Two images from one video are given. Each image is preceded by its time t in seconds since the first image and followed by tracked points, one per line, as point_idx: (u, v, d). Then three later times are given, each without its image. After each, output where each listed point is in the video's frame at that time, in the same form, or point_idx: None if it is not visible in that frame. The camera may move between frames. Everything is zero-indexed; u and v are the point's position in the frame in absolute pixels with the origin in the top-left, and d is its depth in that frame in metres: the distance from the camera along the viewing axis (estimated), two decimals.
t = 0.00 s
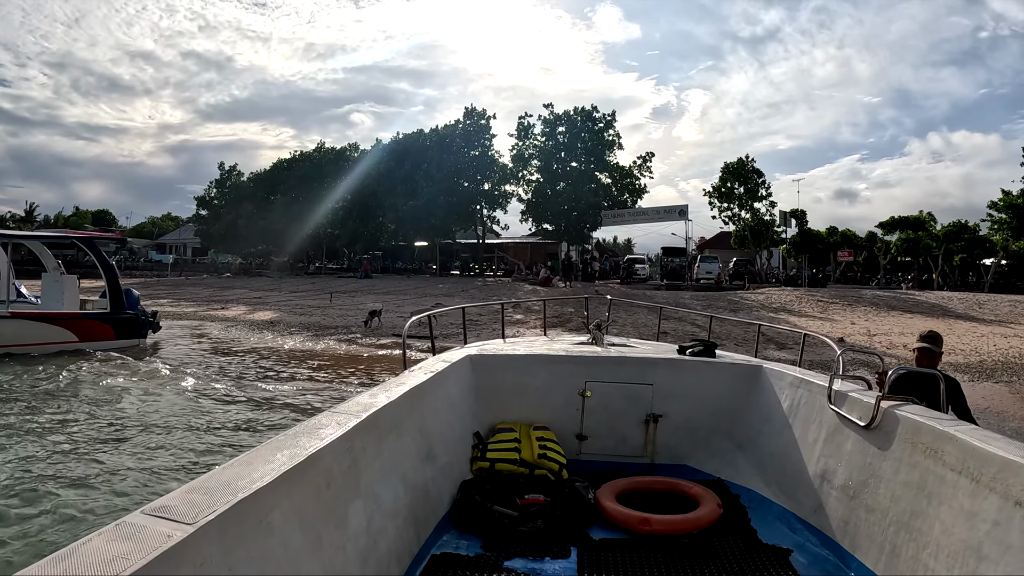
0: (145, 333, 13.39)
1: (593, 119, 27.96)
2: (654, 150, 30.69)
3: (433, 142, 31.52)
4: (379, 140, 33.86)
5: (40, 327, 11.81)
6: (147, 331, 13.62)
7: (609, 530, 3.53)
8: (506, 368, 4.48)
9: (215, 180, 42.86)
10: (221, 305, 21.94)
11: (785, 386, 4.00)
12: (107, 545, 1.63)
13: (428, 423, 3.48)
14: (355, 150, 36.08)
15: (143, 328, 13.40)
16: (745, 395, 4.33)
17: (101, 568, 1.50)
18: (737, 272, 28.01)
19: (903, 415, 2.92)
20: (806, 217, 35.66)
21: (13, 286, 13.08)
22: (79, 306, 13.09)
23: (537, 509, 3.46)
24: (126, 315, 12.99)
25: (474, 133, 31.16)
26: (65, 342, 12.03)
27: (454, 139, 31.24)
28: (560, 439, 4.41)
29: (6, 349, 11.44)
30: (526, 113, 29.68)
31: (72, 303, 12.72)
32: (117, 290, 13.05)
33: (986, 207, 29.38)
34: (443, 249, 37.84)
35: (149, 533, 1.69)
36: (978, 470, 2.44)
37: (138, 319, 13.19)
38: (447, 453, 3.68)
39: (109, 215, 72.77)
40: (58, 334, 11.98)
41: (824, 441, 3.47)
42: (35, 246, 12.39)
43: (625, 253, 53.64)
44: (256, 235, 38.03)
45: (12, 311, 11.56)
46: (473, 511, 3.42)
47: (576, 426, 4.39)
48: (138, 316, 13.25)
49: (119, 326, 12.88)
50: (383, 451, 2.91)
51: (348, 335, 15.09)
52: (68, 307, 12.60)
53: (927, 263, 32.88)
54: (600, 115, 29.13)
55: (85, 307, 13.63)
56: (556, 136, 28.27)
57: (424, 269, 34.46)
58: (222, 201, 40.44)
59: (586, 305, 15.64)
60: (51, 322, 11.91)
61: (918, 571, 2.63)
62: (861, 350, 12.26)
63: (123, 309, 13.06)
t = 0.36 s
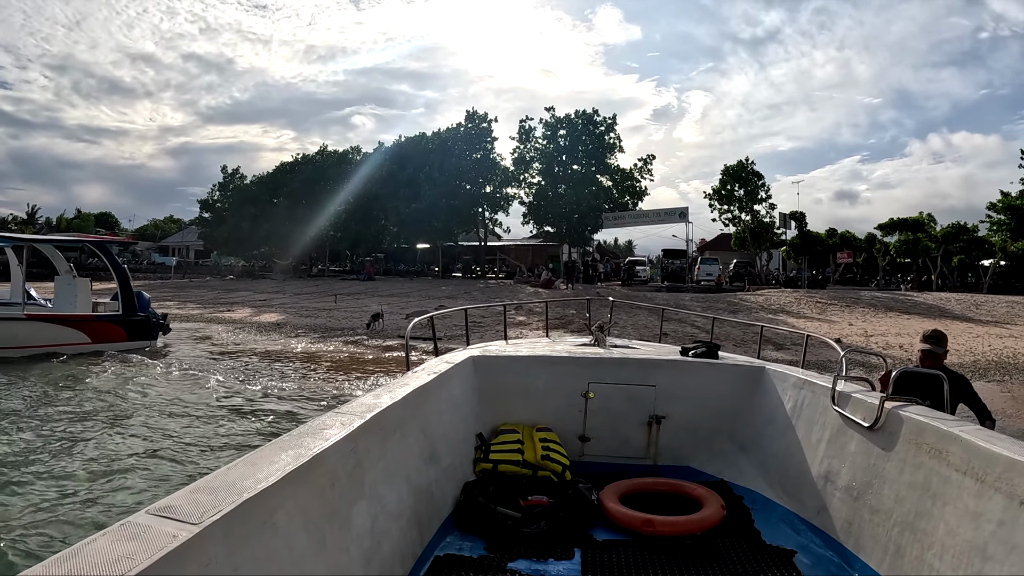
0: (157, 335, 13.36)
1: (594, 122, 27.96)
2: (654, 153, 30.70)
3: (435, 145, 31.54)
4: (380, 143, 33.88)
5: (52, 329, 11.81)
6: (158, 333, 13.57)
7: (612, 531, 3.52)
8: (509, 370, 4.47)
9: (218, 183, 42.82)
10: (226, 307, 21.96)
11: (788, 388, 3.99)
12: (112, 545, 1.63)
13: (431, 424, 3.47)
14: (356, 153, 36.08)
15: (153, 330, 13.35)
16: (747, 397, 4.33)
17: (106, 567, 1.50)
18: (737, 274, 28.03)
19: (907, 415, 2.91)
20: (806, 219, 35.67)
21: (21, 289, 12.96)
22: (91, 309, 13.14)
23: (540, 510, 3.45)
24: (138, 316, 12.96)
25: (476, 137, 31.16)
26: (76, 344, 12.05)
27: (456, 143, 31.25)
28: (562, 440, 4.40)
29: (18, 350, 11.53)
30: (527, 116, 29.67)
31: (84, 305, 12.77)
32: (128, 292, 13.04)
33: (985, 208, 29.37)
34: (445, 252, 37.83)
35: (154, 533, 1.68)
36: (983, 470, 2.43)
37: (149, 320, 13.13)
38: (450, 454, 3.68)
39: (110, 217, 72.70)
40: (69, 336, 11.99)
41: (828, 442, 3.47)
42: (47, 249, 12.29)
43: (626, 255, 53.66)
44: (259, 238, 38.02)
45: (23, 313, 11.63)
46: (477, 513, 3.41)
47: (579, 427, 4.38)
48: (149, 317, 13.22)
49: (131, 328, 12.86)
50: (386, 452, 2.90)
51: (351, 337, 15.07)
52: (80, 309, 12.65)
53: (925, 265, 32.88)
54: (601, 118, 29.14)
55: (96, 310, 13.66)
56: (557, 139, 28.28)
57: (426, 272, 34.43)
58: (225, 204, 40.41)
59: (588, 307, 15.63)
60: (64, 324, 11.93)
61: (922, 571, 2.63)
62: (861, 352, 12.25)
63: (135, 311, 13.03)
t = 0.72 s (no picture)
0: (169, 335, 13.52)
1: (597, 123, 27.96)
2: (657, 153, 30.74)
3: (439, 146, 31.54)
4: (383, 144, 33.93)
5: (68, 330, 11.99)
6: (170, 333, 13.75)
7: (614, 530, 3.51)
8: (512, 369, 4.46)
9: (224, 185, 42.86)
10: (233, 308, 22.00)
11: (791, 387, 3.97)
12: (116, 542, 1.62)
13: (434, 423, 3.46)
14: (360, 154, 36.12)
15: (166, 330, 13.52)
16: (750, 396, 4.31)
17: (109, 564, 1.49)
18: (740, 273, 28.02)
19: (908, 414, 2.89)
20: (807, 218, 35.62)
21: (34, 289, 13.03)
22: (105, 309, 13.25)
23: (542, 509, 3.44)
24: (151, 318, 13.14)
25: (480, 138, 31.15)
26: (92, 345, 12.25)
27: (461, 144, 31.28)
28: (565, 439, 4.39)
29: (34, 351, 11.71)
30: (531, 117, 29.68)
31: (98, 306, 12.91)
32: (142, 293, 13.22)
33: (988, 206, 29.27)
34: (450, 253, 37.85)
35: (158, 530, 1.68)
36: (984, 470, 2.42)
37: (162, 321, 13.31)
38: (452, 454, 3.66)
39: (116, 219, 72.89)
40: (83, 337, 12.18)
41: (830, 442, 3.44)
42: (61, 252, 12.22)
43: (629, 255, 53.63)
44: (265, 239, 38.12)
45: (40, 315, 11.76)
46: (479, 511, 3.40)
47: (581, 426, 4.38)
48: (162, 318, 13.38)
49: (144, 329, 13.05)
50: (389, 451, 2.90)
51: (355, 337, 15.08)
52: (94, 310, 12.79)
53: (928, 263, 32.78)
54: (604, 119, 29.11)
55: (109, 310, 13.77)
56: (561, 140, 28.29)
57: (430, 272, 34.43)
58: (231, 205, 40.46)
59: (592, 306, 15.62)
60: (80, 325, 12.11)
61: (923, 571, 2.61)
62: (864, 350, 12.20)
63: (147, 312, 13.22)
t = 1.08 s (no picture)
0: (182, 334, 13.55)
1: (600, 122, 27.98)
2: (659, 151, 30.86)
3: (444, 146, 31.58)
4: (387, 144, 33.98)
5: (83, 329, 12.10)
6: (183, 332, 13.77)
7: (620, 526, 3.51)
8: (519, 366, 4.47)
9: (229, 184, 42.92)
10: (242, 306, 22.02)
11: (796, 385, 3.96)
12: (129, 535, 1.62)
13: (441, 419, 3.46)
14: (364, 153, 36.15)
15: (179, 328, 13.57)
16: (756, 393, 4.30)
17: (122, 557, 1.49)
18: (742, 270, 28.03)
19: (914, 413, 2.89)
20: (809, 215, 35.57)
21: (46, 290, 13.11)
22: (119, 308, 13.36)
23: (548, 505, 3.44)
24: (164, 317, 13.20)
25: (484, 137, 31.20)
26: (106, 343, 12.34)
27: (465, 143, 31.32)
28: (571, 436, 4.39)
29: (50, 350, 11.79)
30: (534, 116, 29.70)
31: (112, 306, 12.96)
32: (155, 293, 13.31)
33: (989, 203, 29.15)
34: (454, 251, 37.86)
35: (171, 523, 1.68)
36: (990, 468, 2.41)
37: (175, 320, 13.36)
38: (460, 450, 3.66)
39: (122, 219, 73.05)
40: (99, 335, 12.29)
41: (836, 439, 3.44)
42: (75, 253, 12.37)
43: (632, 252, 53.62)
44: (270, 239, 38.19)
45: (57, 313, 11.88)
46: (486, 507, 3.40)
47: (588, 423, 4.38)
48: (174, 317, 13.42)
49: (157, 328, 13.10)
50: (397, 447, 2.90)
51: (360, 334, 15.07)
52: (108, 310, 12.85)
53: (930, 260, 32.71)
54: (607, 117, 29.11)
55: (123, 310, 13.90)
56: (564, 139, 28.30)
57: (435, 270, 34.42)
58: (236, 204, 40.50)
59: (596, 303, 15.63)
60: (95, 324, 12.23)
61: (929, 568, 2.61)
62: (870, 346, 12.17)
63: (161, 311, 13.29)
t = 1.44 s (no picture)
0: (192, 333, 13.71)
1: (603, 121, 27.98)
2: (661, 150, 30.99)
3: (448, 146, 31.52)
4: (391, 144, 33.99)
5: (98, 328, 12.12)
6: (193, 331, 13.92)
7: (629, 525, 3.50)
8: (528, 364, 4.47)
9: (234, 184, 42.91)
10: (249, 305, 22.04)
11: (806, 386, 3.96)
12: (141, 526, 1.63)
13: (450, 414, 3.46)
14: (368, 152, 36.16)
15: (190, 327, 13.73)
16: (765, 394, 4.29)
17: (135, 549, 1.50)
18: (745, 268, 28.03)
19: (926, 415, 2.88)
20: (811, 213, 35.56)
21: (58, 290, 13.15)
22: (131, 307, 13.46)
23: (557, 503, 3.45)
24: (175, 315, 13.34)
25: (488, 136, 31.22)
26: (121, 341, 12.38)
27: (469, 142, 31.32)
28: (579, 434, 4.39)
29: (68, 348, 11.74)
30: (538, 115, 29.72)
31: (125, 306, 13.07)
32: (166, 292, 13.43)
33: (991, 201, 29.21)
34: (459, 250, 37.85)
35: (183, 515, 1.68)
36: (1002, 470, 2.41)
37: (186, 319, 13.52)
38: (469, 446, 3.66)
39: (127, 219, 73.08)
40: (113, 334, 12.31)
41: (845, 441, 3.44)
42: (89, 253, 12.51)
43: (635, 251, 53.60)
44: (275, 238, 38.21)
45: (74, 312, 11.88)
46: (495, 504, 3.40)
47: (596, 422, 4.38)
48: (185, 316, 13.57)
49: (169, 326, 13.24)
50: (408, 442, 2.90)
51: (366, 333, 15.08)
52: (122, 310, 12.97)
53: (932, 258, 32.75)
54: (610, 116, 29.11)
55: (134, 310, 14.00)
56: (567, 138, 28.30)
57: (439, 268, 34.42)
58: (241, 204, 40.54)
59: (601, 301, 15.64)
60: (109, 322, 12.26)
61: (939, 571, 2.60)
62: (874, 343, 12.16)
63: (172, 310, 13.42)
